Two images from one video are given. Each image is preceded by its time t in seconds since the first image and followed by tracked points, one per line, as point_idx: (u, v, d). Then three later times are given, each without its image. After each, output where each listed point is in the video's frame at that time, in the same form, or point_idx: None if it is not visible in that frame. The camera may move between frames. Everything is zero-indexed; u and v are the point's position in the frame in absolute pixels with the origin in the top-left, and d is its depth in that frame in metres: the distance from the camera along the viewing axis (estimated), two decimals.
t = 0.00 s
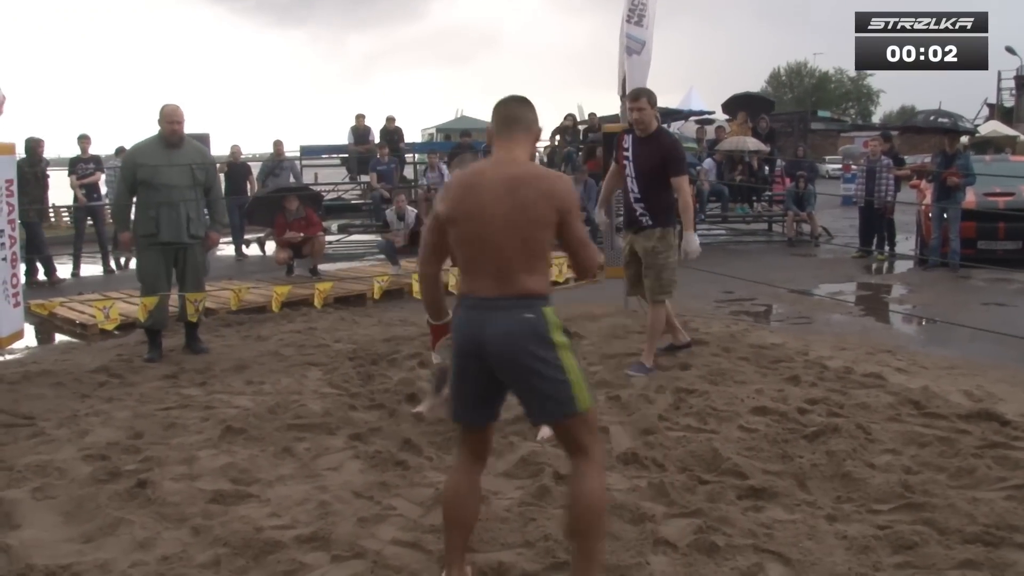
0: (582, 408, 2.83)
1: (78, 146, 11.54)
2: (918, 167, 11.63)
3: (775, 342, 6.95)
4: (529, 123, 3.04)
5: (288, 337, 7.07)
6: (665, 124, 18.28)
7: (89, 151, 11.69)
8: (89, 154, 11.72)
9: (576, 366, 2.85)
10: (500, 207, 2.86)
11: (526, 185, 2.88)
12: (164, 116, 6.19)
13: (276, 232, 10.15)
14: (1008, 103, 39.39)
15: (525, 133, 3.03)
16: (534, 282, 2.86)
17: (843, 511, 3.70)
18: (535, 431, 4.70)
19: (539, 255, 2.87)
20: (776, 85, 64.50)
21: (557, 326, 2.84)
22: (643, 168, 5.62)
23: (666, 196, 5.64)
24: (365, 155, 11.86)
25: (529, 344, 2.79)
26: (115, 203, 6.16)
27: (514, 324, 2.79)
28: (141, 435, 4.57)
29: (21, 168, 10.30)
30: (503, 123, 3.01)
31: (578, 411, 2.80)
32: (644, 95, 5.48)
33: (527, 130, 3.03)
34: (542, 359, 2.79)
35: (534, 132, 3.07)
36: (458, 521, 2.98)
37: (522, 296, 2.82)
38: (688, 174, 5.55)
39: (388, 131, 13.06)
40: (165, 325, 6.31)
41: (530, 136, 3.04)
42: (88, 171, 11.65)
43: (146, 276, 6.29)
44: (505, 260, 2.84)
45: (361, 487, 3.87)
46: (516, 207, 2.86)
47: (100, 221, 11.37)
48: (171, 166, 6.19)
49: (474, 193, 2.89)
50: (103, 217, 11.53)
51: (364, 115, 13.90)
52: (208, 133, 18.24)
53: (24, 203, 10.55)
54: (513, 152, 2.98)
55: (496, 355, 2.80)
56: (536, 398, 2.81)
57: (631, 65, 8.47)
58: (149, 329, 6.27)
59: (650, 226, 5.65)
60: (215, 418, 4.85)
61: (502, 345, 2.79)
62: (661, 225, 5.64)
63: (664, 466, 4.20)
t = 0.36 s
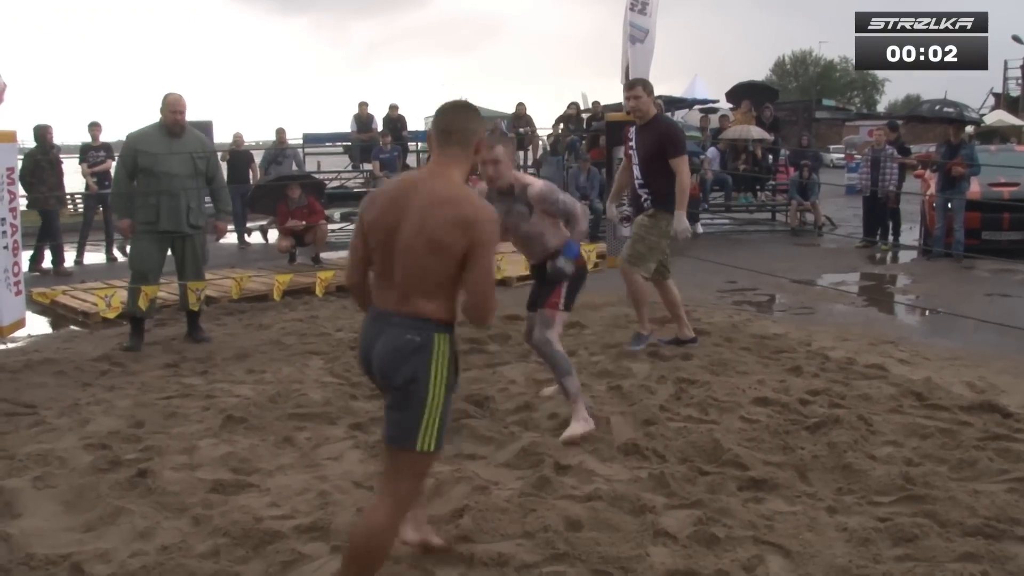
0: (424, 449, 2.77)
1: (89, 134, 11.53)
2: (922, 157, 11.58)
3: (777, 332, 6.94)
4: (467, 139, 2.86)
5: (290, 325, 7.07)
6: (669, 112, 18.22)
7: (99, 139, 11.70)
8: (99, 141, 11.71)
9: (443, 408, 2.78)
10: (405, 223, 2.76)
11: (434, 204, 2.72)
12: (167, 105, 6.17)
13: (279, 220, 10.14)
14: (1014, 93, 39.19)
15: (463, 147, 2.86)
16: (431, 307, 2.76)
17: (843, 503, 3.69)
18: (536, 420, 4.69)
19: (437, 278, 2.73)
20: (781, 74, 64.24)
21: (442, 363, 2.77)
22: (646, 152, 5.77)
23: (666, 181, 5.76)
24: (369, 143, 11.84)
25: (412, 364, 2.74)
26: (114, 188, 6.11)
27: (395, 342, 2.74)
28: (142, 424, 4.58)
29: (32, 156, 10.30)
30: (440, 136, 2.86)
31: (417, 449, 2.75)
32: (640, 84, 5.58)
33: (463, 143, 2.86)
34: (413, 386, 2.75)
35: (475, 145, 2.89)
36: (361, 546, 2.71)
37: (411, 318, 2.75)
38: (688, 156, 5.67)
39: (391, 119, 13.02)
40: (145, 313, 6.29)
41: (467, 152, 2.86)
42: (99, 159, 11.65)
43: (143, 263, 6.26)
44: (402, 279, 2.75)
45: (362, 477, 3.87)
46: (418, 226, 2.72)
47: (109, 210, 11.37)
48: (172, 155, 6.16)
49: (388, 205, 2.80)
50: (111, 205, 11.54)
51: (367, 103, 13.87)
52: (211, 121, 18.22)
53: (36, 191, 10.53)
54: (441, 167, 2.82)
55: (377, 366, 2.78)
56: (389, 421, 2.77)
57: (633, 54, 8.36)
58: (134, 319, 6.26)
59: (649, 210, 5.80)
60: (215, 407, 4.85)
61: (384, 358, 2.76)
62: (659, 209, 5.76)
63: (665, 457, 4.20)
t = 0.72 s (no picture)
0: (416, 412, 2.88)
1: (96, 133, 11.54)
2: (931, 148, 11.48)
3: (786, 326, 6.90)
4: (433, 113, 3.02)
5: (297, 323, 7.07)
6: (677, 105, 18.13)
7: (107, 138, 11.71)
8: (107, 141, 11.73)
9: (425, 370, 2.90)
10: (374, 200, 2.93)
11: (393, 175, 2.88)
12: (144, 107, 6.16)
13: (285, 218, 10.14)
14: None
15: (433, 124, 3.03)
16: (397, 275, 2.88)
17: (851, 497, 3.67)
18: (542, 417, 4.68)
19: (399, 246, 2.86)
20: (789, 66, 63.91)
21: (410, 325, 2.88)
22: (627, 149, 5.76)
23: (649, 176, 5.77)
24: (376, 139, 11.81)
25: (383, 331, 2.86)
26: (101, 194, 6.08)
27: (363, 312, 2.87)
28: (148, 424, 4.58)
29: (44, 156, 10.31)
30: (406, 116, 3.03)
31: (409, 414, 2.87)
32: (615, 84, 5.57)
33: (430, 120, 3.01)
34: (387, 352, 2.86)
35: (443, 122, 3.04)
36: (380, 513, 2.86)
37: (379, 287, 2.88)
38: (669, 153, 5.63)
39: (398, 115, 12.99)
40: (147, 314, 6.29)
41: (434, 129, 3.02)
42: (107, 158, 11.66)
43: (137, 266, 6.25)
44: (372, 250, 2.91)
45: (367, 475, 3.86)
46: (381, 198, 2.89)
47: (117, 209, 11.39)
48: (158, 154, 6.17)
49: (363, 185, 3.00)
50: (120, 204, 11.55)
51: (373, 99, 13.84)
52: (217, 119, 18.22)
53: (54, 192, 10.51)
54: (408, 143, 3.00)
55: (352, 340, 2.91)
56: (378, 390, 2.91)
57: (638, 48, 7.78)
58: (134, 320, 6.27)
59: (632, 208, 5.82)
60: (221, 406, 4.85)
61: (354, 329, 2.88)
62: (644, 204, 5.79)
63: (672, 452, 4.18)
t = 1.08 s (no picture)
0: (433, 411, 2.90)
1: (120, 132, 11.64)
2: (955, 150, 11.34)
3: (805, 329, 6.84)
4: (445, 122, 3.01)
5: (314, 322, 7.09)
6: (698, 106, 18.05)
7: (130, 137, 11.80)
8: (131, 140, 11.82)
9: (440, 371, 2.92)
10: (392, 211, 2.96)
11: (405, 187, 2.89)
12: (153, 105, 6.20)
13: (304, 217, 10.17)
14: None
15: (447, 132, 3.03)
16: (414, 285, 2.90)
17: (867, 504, 3.62)
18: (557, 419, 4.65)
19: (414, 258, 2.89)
20: (813, 66, 63.45)
21: (427, 329, 2.90)
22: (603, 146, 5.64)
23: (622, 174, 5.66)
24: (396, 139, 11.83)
25: (400, 336, 2.88)
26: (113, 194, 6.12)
27: (382, 319, 2.89)
28: (164, 421, 4.61)
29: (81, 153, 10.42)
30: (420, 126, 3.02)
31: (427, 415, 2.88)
32: (588, 80, 5.38)
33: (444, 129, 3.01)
34: (405, 356, 2.89)
35: (456, 130, 3.03)
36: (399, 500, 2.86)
37: (397, 292, 2.90)
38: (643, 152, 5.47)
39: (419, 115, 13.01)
40: (163, 312, 6.34)
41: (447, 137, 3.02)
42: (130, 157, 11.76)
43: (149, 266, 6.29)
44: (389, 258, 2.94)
45: (379, 476, 3.86)
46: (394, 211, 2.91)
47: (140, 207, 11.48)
48: (168, 153, 6.22)
49: (380, 195, 3.00)
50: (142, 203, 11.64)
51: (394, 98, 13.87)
52: (239, 119, 18.34)
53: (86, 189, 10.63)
54: (421, 153, 3.00)
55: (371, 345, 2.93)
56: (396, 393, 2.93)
57: (659, 48, 7.65)
58: (150, 318, 6.31)
59: (609, 207, 5.76)
60: (236, 404, 4.86)
61: (372, 336, 2.90)
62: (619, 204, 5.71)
63: (686, 456, 4.14)
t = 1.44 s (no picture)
0: (453, 383, 3.25)
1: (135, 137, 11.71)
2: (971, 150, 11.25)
3: (818, 331, 6.80)
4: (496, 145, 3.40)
5: (327, 326, 7.10)
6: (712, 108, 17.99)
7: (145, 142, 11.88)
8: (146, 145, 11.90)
9: (467, 350, 3.30)
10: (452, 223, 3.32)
11: (467, 200, 3.25)
12: (176, 109, 6.24)
13: (318, 221, 10.20)
14: None
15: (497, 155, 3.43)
16: (480, 285, 3.30)
17: (881, 508, 3.59)
18: (568, 422, 4.64)
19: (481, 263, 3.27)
20: (828, 68, 63.13)
21: (450, 311, 3.32)
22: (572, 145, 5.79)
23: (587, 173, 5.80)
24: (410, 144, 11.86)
25: (430, 317, 3.35)
26: (135, 198, 6.15)
27: (424, 307, 3.38)
28: (177, 425, 4.63)
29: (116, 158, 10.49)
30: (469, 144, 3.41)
31: (447, 379, 3.25)
32: (564, 79, 5.57)
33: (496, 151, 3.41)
34: (435, 336, 3.32)
35: (496, 147, 3.40)
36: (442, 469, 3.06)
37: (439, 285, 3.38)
38: (610, 152, 5.63)
39: (432, 118, 13.02)
40: (178, 316, 6.38)
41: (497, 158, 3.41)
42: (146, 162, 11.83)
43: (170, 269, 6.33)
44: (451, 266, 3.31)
45: (390, 480, 3.86)
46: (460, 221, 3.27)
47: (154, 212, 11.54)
48: (190, 158, 6.26)
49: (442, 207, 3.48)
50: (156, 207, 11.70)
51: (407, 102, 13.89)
52: (254, 124, 18.42)
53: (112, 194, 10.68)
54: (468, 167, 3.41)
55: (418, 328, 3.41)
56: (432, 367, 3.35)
57: (671, 51, 7.61)
58: (165, 322, 6.34)
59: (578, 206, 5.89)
60: (249, 408, 4.88)
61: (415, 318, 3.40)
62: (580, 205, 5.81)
63: (698, 459, 4.13)
